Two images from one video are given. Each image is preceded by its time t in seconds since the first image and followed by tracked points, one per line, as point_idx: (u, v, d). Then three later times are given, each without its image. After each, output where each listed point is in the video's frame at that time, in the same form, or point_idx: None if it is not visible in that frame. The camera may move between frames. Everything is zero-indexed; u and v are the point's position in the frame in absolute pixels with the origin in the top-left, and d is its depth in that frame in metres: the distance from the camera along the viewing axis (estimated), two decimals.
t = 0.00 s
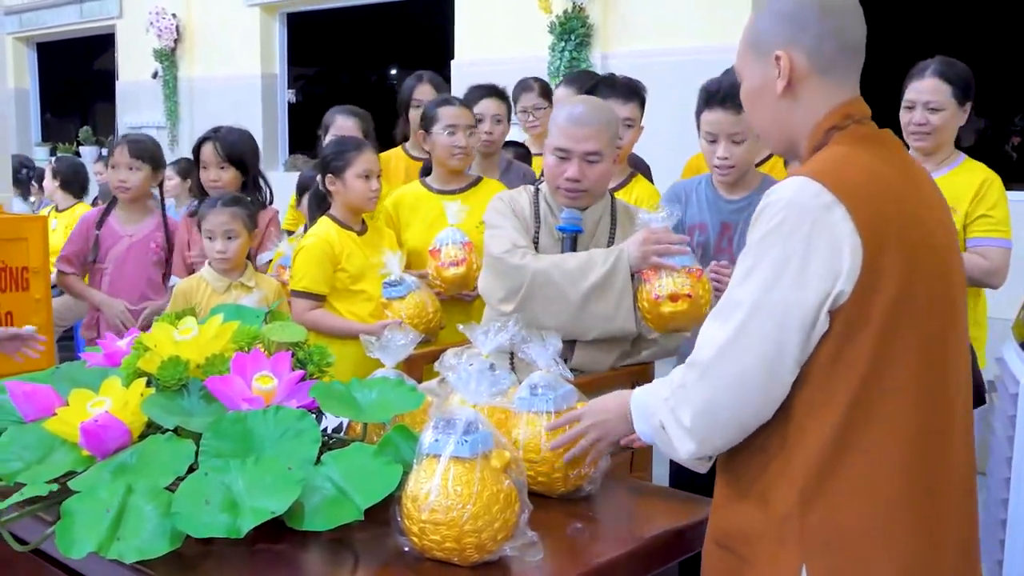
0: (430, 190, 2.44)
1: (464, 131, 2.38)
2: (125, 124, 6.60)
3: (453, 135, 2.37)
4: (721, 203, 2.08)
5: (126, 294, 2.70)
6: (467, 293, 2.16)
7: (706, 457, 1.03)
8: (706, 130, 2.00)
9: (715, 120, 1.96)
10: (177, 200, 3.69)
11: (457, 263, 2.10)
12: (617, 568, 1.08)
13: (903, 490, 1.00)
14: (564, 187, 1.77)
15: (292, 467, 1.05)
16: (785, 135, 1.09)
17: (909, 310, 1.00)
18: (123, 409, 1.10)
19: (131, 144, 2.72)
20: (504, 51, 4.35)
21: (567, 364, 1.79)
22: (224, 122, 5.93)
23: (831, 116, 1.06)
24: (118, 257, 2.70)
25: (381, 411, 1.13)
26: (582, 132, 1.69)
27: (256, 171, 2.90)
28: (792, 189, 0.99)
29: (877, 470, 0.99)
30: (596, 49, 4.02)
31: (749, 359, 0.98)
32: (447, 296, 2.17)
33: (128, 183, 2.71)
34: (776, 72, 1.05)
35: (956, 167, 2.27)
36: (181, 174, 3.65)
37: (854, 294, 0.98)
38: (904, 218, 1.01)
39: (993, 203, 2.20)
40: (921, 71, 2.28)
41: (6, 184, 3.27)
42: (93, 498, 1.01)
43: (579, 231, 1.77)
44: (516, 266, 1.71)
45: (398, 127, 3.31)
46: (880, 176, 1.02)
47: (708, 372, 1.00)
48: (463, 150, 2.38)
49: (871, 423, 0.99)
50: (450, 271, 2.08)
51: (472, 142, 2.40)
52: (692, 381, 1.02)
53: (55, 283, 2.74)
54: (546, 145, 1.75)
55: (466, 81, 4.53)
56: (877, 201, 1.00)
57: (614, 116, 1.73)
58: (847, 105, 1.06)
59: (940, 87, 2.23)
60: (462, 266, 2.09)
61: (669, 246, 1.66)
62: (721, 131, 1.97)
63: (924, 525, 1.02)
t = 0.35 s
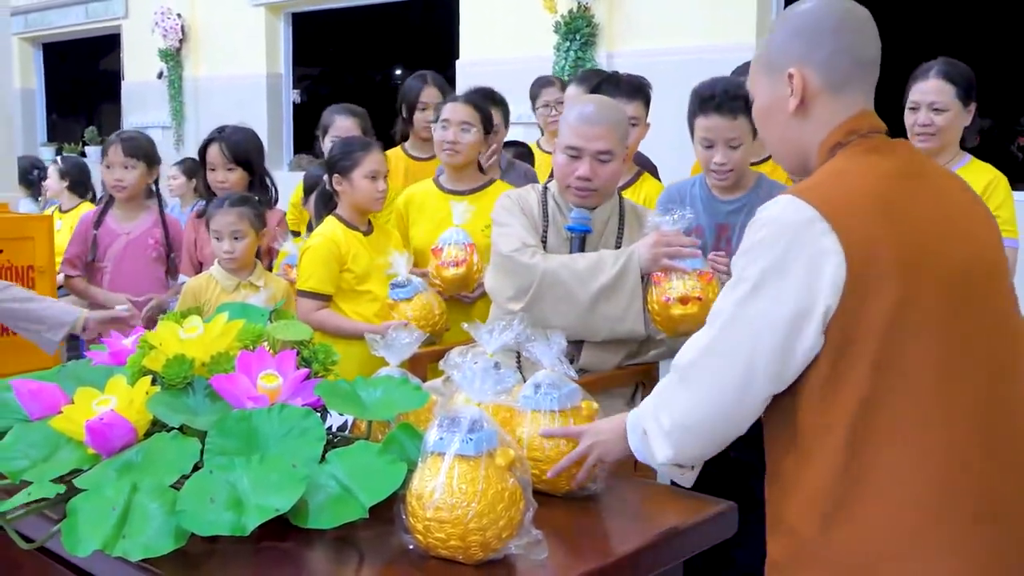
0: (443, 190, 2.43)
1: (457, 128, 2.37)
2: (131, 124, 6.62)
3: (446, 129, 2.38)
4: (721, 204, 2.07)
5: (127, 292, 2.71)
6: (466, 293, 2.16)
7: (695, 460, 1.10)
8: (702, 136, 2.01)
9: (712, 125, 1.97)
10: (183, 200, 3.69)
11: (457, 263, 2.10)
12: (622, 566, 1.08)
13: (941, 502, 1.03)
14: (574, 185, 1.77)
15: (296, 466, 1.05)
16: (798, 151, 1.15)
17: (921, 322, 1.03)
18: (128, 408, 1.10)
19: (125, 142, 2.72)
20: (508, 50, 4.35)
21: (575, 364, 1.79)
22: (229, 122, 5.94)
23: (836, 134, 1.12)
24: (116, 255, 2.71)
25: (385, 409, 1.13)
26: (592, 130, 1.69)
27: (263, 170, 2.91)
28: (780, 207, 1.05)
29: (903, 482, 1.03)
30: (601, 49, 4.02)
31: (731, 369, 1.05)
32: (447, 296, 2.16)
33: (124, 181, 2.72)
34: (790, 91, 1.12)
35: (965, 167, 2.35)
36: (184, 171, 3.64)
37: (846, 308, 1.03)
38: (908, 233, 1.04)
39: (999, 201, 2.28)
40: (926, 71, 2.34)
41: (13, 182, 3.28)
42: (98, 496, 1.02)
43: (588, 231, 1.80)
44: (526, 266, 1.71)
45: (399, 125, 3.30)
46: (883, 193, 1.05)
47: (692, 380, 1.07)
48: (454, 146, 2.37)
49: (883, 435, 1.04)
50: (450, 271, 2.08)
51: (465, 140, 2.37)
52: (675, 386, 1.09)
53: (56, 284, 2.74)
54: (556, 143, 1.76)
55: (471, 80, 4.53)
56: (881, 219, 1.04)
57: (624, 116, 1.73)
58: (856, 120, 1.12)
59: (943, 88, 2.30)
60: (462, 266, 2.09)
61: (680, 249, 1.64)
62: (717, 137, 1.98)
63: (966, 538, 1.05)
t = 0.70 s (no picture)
0: (448, 187, 2.44)
1: (461, 126, 2.36)
2: (136, 120, 6.63)
3: (450, 126, 2.37)
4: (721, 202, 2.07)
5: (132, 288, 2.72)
6: (471, 293, 2.16)
7: (721, 455, 1.13)
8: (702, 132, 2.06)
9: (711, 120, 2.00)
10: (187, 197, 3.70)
11: (460, 262, 2.09)
12: (626, 563, 1.08)
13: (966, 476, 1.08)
14: (576, 182, 1.76)
15: (301, 462, 1.05)
16: (738, 166, 1.21)
17: (924, 306, 1.08)
18: (134, 404, 1.10)
19: (127, 139, 2.72)
20: (514, 48, 4.35)
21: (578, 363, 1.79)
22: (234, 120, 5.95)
23: (787, 143, 1.17)
24: (120, 252, 2.72)
25: (390, 407, 1.13)
26: (592, 128, 1.70)
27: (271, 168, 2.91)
28: (778, 202, 1.09)
29: (929, 461, 1.07)
30: (606, 47, 4.02)
31: (750, 361, 1.08)
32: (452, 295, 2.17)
33: (127, 178, 2.72)
34: (722, 116, 1.19)
35: (988, 165, 2.35)
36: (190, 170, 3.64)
37: (858, 296, 1.06)
38: (896, 220, 1.10)
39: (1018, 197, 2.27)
40: (947, 69, 2.35)
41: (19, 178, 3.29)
42: (102, 491, 1.02)
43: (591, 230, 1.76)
44: (530, 267, 1.71)
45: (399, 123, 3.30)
46: (865, 187, 1.11)
47: (711, 378, 1.10)
48: (457, 143, 2.37)
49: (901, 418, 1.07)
50: (452, 269, 2.08)
51: (469, 137, 2.36)
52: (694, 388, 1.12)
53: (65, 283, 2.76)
54: (560, 140, 1.76)
55: (476, 78, 4.53)
56: (874, 209, 1.09)
57: (626, 115, 1.74)
58: (801, 131, 1.18)
59: (966, 85, 2.31)
60: (464, 265, 2.09)
61: (684, 250, 1.68)
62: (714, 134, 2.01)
63: (990, 506, 1.10)
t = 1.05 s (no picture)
0: (449, 184, 2.46)
1: (462, 121, 2.38)
2: (143, 118, 6.64)
3: (452, 122, 2.39)
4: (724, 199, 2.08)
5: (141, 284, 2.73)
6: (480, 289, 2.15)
7: (718, 430, 1.17)
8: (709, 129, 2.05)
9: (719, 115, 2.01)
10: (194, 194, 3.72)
11: (466, 259, 2.06)
12: (634, 558, 1.08)
13: (936, 434, 1.19)
14: (580, 180, 1.76)
15: (309, 457, 1.05)
16: (718, 151, 1.27)
17: (896, 282, 1.18)
18: (142, 400, 1.10)
19: (139, 136, 2.74)
20: (521, 44, 4.35)
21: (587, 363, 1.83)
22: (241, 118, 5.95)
23: (762, 128, 1.24)
24: (131, 247, 2.72)
25: (398, 402, 1.13)
26: (593, 125, 1.71)
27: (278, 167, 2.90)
28: (765, 188, 1.16)
29: (905, 423, 1.17)
30: (613, 43, 4.02)
31: (746, 337, 1.14)
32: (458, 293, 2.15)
33: (139, 176, 2.73)
34: (700, 105, 1.25)
35: (1007, 163, 2.34)
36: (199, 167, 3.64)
37: (844, 272, 1.15)
38: (867, 203, 1.19)
39: None
40: (966, 65, 2.36)
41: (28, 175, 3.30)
42: (111, 486, 1.02)
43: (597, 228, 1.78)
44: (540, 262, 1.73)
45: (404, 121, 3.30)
46: (837, 173, 1.20)
47: (706, 355, 1.15)
48: (459, 139, 2.38)
49: (879, 385, 1.17)
50: (458, 266, 2.05)
51: (470, 132, 2.37)
52: (689, 368, 1.17)
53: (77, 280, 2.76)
54: (563, 137, 1.77)
55: (484, 74, 4.53)
56: (850, 193, 1.18)
57: (631, 111, 1.74)
58: (769, 119, 1.25)
59: (985, 81, 2.32)
60: (469, 262, 2.06)
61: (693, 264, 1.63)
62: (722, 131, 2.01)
63: (955, 462, 1.21)
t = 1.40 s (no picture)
0: (466, 181, 2.45)
1: (478, 118, 2.40)
2: (152, 116, 6.65)
3: (469, 120, 2.42)
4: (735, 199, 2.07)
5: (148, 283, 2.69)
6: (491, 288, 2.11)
7: (704, 413, 1.18)
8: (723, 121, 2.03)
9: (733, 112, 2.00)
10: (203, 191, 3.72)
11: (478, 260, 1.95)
12: (641, 555, 1.08)
13: (928, 426, 1.20)
14: (581, 181, 1.77)
15: (318, 453, 1.05)
16: (717, 148, 1.26)
17: (892, 275, 1.19)
18: (152, 396, 1.10)
19: (149, 132, 2.76)
20: (530, 41, 4.34)
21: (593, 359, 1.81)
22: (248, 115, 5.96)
23: (760, 124, 1.25)
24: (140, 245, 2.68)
25: (407, 399, 1.13)
26: (597, 126, 1.70)
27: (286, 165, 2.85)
28: (763, 180, 1.17)
29: (901, 415, 1.18)
30: (621, 39, 4.01)
31: (739, 323, 1.15)
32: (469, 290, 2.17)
33: (147, 171, 2.75)
34: (701, 103, 1.24)
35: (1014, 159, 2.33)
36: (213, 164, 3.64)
37: (841, 264, 1.16)
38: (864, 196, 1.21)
39: None
40: (972, 60, 2.36)
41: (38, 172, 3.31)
42: (122, 483, 1.02)
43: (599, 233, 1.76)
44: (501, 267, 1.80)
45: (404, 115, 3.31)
46: (835, 167, 1.22)
47: (699, 339, 1.16)
48: (474, 136, 2.39)
49: (875, 376, 1.18)
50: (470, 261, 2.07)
51: (486, 130, 2.38)
52: (682, 352, 1.17)
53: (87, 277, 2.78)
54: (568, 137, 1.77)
55: (492, 71, 4.53)
56: (849, 187, 1.20)
57: (638, 110, 1.73)
58: (768, 117, 1.26)
59: (991, 76, 2.31)
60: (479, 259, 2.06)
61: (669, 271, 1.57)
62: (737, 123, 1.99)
63: (947, 449, 1.23)
